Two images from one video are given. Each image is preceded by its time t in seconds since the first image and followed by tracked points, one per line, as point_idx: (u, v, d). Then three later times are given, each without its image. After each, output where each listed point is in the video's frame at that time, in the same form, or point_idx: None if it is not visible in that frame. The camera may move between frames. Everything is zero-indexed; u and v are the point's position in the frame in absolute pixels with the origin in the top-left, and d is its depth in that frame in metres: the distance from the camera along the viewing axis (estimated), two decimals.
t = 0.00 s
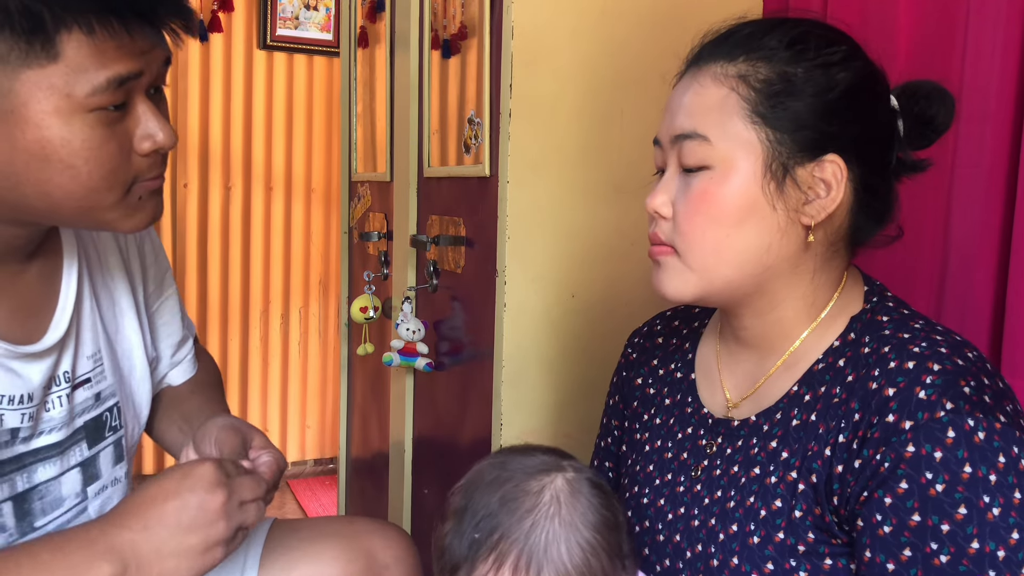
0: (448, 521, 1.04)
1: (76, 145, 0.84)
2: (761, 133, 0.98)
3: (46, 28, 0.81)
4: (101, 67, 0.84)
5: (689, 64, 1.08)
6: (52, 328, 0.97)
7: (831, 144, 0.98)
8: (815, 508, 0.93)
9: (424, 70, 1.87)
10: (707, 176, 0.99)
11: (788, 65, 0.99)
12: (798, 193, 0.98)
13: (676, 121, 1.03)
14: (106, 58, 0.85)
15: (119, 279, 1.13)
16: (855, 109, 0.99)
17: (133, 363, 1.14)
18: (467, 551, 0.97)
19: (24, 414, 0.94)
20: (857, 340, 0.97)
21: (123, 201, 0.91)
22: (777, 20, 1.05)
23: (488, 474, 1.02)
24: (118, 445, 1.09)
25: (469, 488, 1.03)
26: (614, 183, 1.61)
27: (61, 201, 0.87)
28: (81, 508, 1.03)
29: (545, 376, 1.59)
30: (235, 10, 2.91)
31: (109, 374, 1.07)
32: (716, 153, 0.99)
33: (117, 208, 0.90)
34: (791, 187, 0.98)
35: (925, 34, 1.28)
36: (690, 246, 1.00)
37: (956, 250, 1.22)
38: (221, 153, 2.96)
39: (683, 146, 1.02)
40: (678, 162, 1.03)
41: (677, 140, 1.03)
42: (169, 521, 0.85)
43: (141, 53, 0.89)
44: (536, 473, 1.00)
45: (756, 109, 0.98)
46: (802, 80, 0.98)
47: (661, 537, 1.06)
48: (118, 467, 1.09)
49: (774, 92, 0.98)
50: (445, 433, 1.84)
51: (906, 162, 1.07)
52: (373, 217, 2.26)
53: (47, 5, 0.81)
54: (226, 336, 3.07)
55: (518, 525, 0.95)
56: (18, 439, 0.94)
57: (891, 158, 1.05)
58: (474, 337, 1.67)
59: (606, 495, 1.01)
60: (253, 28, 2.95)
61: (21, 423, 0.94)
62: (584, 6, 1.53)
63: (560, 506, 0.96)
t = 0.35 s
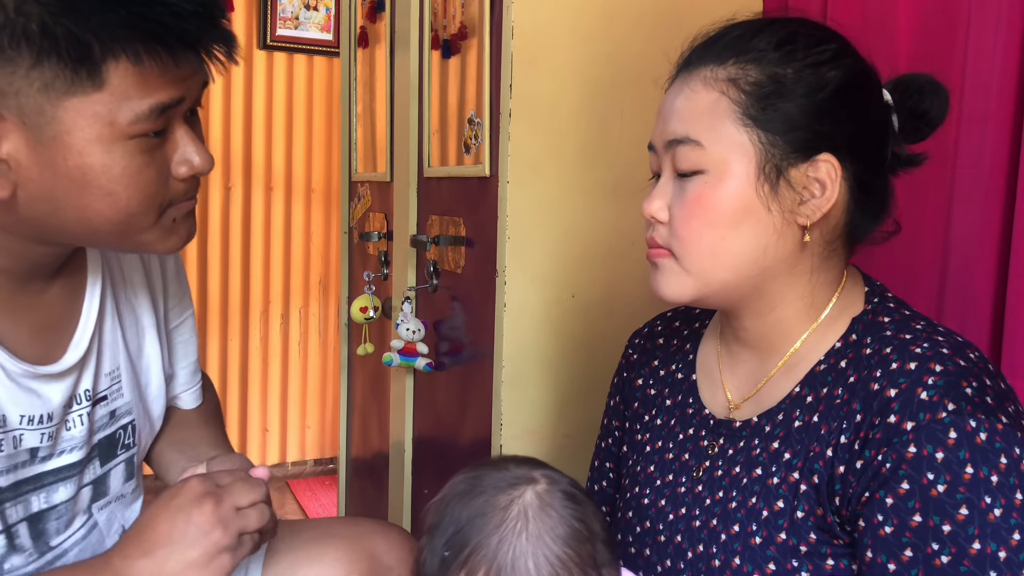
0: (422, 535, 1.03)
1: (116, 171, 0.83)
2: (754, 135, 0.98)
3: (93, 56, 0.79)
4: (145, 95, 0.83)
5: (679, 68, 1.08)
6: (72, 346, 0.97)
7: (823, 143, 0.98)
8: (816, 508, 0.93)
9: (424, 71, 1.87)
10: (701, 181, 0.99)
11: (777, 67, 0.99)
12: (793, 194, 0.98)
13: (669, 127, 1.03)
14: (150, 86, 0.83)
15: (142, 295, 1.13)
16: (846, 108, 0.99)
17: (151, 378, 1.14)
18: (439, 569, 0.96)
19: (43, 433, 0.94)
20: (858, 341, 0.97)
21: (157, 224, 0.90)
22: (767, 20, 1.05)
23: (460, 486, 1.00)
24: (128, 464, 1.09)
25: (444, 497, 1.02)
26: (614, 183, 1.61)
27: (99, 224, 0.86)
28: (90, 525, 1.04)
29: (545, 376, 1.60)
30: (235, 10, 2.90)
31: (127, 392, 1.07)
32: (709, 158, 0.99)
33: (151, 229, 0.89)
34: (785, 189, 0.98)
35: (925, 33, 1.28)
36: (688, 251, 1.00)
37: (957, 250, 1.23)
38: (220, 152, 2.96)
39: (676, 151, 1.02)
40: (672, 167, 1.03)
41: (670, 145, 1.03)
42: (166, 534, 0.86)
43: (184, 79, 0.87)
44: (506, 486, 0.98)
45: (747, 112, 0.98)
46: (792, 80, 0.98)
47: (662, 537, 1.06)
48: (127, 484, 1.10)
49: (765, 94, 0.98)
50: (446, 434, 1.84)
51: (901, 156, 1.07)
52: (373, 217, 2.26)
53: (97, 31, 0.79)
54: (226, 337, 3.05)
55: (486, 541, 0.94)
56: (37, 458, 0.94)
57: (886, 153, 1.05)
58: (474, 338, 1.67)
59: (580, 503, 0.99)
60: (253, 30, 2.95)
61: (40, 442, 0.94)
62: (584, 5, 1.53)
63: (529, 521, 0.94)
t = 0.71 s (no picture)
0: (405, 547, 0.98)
1: (135, 198, 0.83)
2: (744, 136, 0.98)
3: (154, 101, 0.80)
4: (185, 150, 0.84)
5: (669, 73, 1.09)
6: (79, 349, 0.99)
7: (812, 142, 0.98)
8: (813, 505, 0.94)
9: (424, 71, 1.87)
10: (693, 182, 1.00)
11: (766, 67, 0.99)
12: (783, 193, 0.98)
13: (661, 129, 1.03)
14: (191, 143, 0.84)
15: (153, 297, 1.14)
16: (835, 107, 0.99)
17: (161, 383, 1.14)
18: None
19: (51, 435, 0.94)
20: (853, 339, 0.97)
21: (143, 258, 0.90)
22: (754, 23, 1.05)
23: (436, 499, 0.94)
24: (136, 472, 1.09)
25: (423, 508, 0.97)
26: (613, 183, 1.61)
27: (98, 243, 0.86)
28: (96, 532, 1.03)
29: (544, 376, 1.60)
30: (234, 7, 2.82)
31: (134, 396, 1.08)
32: (700, 159, 0.99)
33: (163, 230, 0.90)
34: (776, 188, 0.98)
35: (924, 33, 1.29)
36: (681, 252, 1.01)
37: (957, 250, 1.23)
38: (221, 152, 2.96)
39: (668, 154, 1.02)
40: (664, 169, 1.03)
41: (662, 148, 1.03)
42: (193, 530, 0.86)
43: (228, 144, 0.89)
44: (480, 501, 0.91)
45: (736, 113, 0.98)
46: (781, 81, 0.98)
47: (660, 536, 1.06)
48: (134, 489, 1.09)
49: (753, 95, 0.98)
50: (446, 433, 1.84)
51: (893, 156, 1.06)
52: (373, 217, 2.26)
53: (170, 83, 0.81)
54: (226, 335, 3.07)
55: (456, 559, 0.87)
56: (45, 459, 0.95)
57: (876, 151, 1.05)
58: (474, 337, 1.67)
59: (560, 518, 0.92)
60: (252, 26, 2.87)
61: (48, 444, 0.94)
62: (584, 5, 1.53)
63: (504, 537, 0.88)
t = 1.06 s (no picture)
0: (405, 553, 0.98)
1: (139, 200, 0.86)
2: (741, 136, 0.98)
3: (174, 108, 0.85)
4: (194, 155, 0.88)
5: (666, 75, 1.09)
6: (78, 339, 1.00)
7: (808, 141, 0.98)
8: (813, 505, 0.93)
9: (424, 71, 1.87)
10: (690, 182, 1.00)
11: (761, 67, 0.99)
12: (780, 192, 0.98)
13: (658, 130, 1.03)
14: (203, 152, 0.88)
15: (145, 294, 1.15)
16: (831, 106, 0.98)
17: (157, 380, 1.15)
18: None
19: (47, 423, 0.95)
20: (853, 339, 0.97)
21: (140, 258, 0.92)
22: (749, 24, 1.05)
23: (433, 504, 0.94)
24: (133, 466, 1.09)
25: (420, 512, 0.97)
26: (613, 183, 1.60)
27: (97, 240, 0.88)
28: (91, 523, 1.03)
29: (545, 376, 1.60)
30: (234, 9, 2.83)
31: (130, 392, 1.08)
32: (697, 159, 0.99)
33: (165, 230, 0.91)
34: (773, 187, 0.98)
35: (924, 34, 1.28)
36: (680, 252, 1.01)
37: (957, 250, 1.23)
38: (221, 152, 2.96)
39: (665, 154, 1.02)
40: (662, 170, 1.03)
41: (659, 149, 1.03)
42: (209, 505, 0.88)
43: (232, 156, 0.92)
44: (477, 505, 0.91)
45: (732, 113, 0.98)
46: (776, 80, 0.98)
47: (661, 536, 1.06)
48: (130, 485, 1.09)
49: (749, 95, 0.98)
50: (446, 433, 1.84)
51: (890, 155, 1.06)
52: (373, 217, 2.26)
53: (190, 91, 0.85)
54: (226, 335, 3.07)
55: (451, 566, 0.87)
56: (40, 448, 0.95)
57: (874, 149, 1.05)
58: (474, 338, 1.67)
59: (558, 519, 0.92)
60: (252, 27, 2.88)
61: (43, 432, 0.95)
62: (585, 4, 1.53)
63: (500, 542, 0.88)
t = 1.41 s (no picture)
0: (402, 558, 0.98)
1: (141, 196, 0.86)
2: (739, 136, 0.98)
3: (183, 87, 0.87)
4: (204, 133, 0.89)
5: (666, 75, 1.09)
6: (87, 333, 1.00)
7: (808, 140, 0.98)
8: (814, 506, 0.93)
9: (424, 71, 1.87)
10: (689, 182, 1.00)
11: (761, 67, 0.99)
12: (779, 192, 0.98)
13: (658, 130, 1.03)
14: (212, 129, 0.90)
15: (148, 292, 1.14)
16: (830, 105, 0.98)
17: (158, 378, 1.15)
18: None
19: (56, 412, 0.96)
20: (854, 339, 0.97)
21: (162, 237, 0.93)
22: (749, 23, 1.05)
23: (428, 511, 0.94)
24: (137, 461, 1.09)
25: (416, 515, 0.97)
26: (613, 183, 1.60)
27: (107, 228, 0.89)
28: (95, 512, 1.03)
29: (545, 377, 1.59)
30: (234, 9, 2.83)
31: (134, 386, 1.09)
32: (697, 159, 0.99)
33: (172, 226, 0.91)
34: (772, 187, 0.98)
35: (925, 34, 1.28)
36: (678, 252, 1.01)
37: (957, 251, 1.23)
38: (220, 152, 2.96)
39: (665, 154, 1.02)
40: (661, 170, 1.03)
41: (658, 148, 1.03)
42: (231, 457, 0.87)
43: (241, 133, 0.94)
44: (472, 511, 0.91)
45: (731, 112, 0.98)
46: (775, 80, 0.98)
47: (661, 537, 1.06)
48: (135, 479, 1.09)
49: (748, 94, 0.98)
50: (445, 433, 1.84)
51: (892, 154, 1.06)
52: (373, 217, 2.26)
53: (197, 70, 0.87)
54: (226, 335, 3.07)
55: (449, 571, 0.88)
56: (48, 437, 0.96)
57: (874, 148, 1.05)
58: (474, 338, 1.67)
59: (553, 523, 0.92)
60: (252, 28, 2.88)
61: (52, 421, 0.96)
62: (585, 5, 1.53)
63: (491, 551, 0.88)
